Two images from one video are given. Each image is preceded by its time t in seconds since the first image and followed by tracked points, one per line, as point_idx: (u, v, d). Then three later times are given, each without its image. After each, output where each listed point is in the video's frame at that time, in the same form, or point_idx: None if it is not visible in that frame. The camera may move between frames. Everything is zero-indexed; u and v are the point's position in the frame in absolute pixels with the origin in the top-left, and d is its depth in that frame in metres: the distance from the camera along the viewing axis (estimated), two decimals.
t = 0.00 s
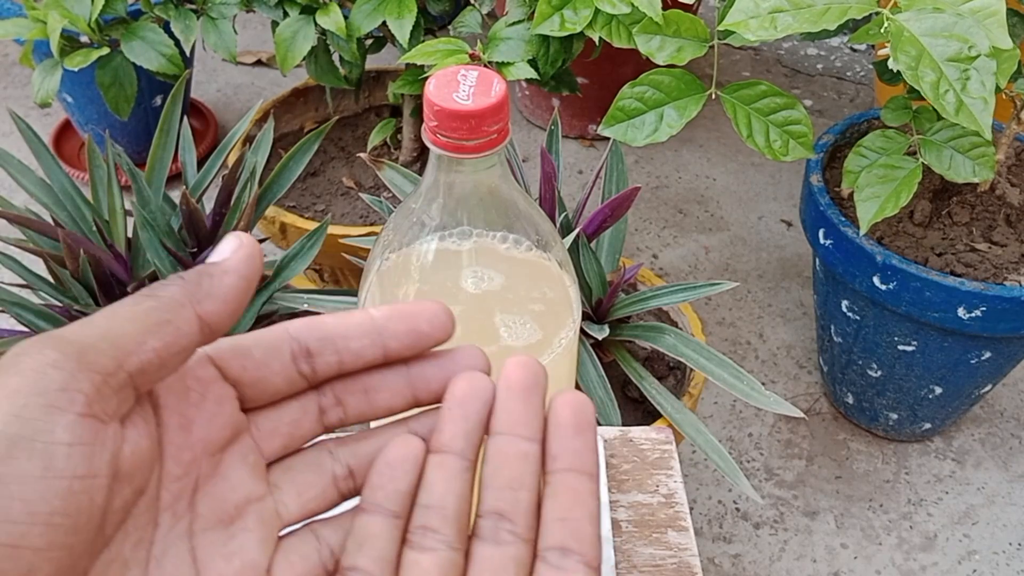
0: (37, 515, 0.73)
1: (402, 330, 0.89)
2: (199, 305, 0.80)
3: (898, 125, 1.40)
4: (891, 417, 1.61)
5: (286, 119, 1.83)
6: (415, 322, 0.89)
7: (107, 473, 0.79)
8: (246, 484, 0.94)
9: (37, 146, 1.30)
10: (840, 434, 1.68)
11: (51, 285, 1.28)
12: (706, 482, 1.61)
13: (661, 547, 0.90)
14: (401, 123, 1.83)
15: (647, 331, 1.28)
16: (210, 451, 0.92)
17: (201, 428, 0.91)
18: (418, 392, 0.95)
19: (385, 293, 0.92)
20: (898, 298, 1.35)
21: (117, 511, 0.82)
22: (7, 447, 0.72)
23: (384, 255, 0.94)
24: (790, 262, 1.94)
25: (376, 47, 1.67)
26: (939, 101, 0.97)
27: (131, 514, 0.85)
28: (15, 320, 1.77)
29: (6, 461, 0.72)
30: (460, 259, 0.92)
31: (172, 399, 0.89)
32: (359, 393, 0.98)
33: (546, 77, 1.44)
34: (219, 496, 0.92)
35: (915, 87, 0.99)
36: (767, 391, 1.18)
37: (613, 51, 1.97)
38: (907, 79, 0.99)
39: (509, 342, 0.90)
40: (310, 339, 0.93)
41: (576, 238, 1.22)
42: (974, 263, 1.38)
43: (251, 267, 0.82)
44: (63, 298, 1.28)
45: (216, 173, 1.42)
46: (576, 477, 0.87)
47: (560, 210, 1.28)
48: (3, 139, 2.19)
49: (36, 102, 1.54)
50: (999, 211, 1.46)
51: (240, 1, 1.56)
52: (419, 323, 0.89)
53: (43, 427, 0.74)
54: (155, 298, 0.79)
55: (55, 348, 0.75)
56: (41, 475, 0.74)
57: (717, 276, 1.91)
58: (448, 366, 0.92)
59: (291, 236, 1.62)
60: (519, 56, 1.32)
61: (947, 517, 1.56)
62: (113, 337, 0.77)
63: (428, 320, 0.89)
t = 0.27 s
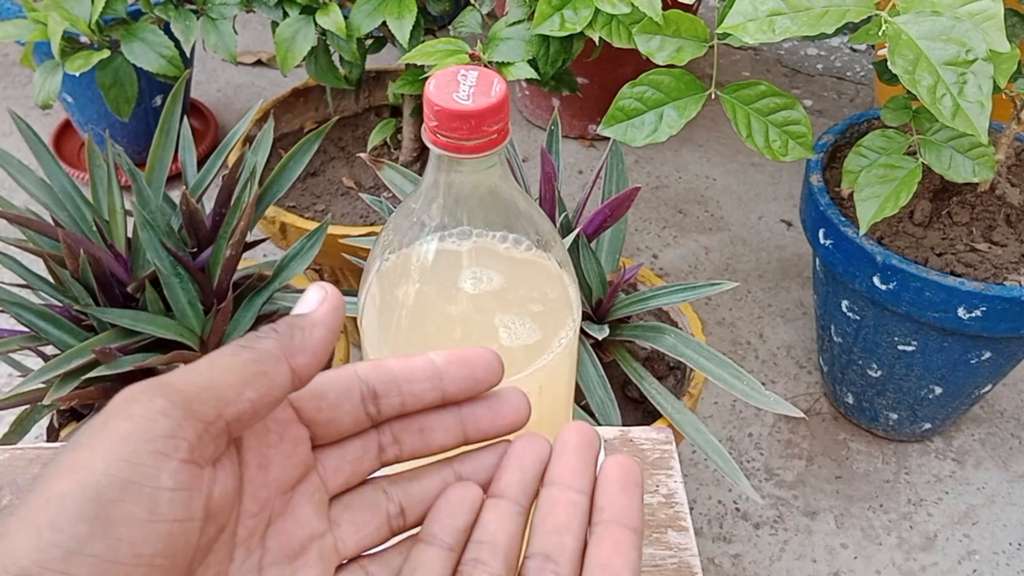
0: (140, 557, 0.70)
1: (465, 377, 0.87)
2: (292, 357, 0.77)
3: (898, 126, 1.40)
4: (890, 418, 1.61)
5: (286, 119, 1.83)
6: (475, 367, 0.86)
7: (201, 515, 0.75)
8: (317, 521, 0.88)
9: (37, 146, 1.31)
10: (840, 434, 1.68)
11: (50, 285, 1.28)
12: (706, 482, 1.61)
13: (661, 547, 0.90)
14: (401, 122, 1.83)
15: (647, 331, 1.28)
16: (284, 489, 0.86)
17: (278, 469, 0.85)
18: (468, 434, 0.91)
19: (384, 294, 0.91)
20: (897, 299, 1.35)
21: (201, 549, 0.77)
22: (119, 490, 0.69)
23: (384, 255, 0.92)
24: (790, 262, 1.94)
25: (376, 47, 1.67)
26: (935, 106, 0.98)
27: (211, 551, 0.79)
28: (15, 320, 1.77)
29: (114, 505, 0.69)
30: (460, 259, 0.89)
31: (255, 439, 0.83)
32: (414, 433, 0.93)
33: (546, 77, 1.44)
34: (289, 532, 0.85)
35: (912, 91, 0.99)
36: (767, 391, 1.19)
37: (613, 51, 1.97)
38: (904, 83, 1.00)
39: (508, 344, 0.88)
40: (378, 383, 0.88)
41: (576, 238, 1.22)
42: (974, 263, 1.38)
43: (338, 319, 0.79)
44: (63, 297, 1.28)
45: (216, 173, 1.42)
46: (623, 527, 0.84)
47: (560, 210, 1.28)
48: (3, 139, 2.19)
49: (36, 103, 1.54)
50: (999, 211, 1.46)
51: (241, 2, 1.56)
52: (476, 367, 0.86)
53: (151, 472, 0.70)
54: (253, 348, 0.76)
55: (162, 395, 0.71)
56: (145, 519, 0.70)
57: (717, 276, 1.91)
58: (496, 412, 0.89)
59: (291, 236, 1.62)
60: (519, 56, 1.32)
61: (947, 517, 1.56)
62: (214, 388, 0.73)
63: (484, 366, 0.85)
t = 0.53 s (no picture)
0: None
1: (493, 438, 0.84)
2: (345, 412, 0.73)
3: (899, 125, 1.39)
4: (891, 417, 1.61)
5: (286, 120, 1.83)
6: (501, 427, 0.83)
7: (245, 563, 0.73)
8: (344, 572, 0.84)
9: (37, 146, 1.31)
10: (839, 434, 1.68)
11: (51, 285, 1.27)
12: (706, 482, 1.61)
13: (661, 547, 0.90)
14: (401, 123, 1.83)
15: (647, 331, 1.28)
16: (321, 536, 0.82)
17: (319, 517, 0.82)
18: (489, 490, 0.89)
19: (379, 295, 0.85)
20: (898, 298, 1.35)
21: None
22: (175, 533, 0.68)
23: (381, 256, 0.87)
24: (790, 262, 1.94)
25: (375, 47, 1.67)
26: (937, 101, 0.98)
27: None
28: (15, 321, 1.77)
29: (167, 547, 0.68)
30: (459, 258, 0.84)
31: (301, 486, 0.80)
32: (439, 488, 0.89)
33: (546, 77, 1.44)
34: None
35: (913, 87, 0.99)
36: (767, 391, 1.18)
37: (613, 51, 1.97)
38: (905, 79, 0.99)
39: (509, 347, 0.81)
40: (415, 439, 0.85)
41: (576, 238, 1.22)
42: (974, 263, 1.38)
43: (385, 368, 0.75)
44: (63, 297, 1.27)
45: (216, 173, 1.42)
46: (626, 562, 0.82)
47: (560, 210, 1.28)
48: (3, 139, 2.19)
49: (36, 102, 1.54)
50: (999, 211, 1.46)
51: (240, 2, 1.56)
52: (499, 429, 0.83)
53: (204, 519, 0.69)
54: (306, 402, 0.72)
55: (221, 445, 0.69)
56: (196, 563, 0.70)
57: (717, 276, 1.91)
58: (519, 469, 0.87)
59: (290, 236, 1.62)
60: (519, 56, 1.32)
61: (947, 517, 1.56)
62: (269, 440, 0.70)
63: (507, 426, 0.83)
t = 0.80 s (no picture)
0: None
1: (502, 398, 0.78)
2: (337, 424, 0.63)
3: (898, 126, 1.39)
4: (890, 418, 1.61)
5: (286, 119, 1.83)
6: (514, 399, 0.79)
7: None
8: (343, 562, 0.79)
9: (37, 146, 1.31)
10: (840, 434, 1.68)
11: (50, 285, 1.27)
12: (706, 482, 1.61)
13: (661, 547, 0.90)
14: (401, 122, 1.83)
15: (647, 331, 1.28)
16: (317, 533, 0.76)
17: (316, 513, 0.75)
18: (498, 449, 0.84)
19: (379, 296, 0.84)
20: (898, 298, 1.35)
21: None
22: None
23: (383, 257, 0.87)
24: (790, 262, 1.94)
25: (375, 47, 1.66)
26: (935, 105, 0.98)
27: None
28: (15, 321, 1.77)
29: None
30: (460, 259, 0.84)
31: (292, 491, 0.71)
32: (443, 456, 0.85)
33: (546, 77, 1.44)
34: None
35: (911, 91, 0.99)
36: (767, 391, 1.18)
37: (613, 51, 1.97)
38: (904, 83, 1.00)
39: (509, 345, 0.81)
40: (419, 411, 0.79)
41: (576, 238, 1.22)
42: (974, 263, 1.38)
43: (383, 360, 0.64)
44: (63, 298, 1.27)
45: (216, 173, 1.42)
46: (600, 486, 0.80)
47: (560, 210, 1.28)
48: (3, 139, 2.19)
49: (36, 102, 1.53)
50: (999, 211, 1.46)
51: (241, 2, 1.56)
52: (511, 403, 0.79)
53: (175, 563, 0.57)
54: (293, 415, 0.62)
55: (194, 476, 0.59)
56: None
57: (717, 276, 1.91)
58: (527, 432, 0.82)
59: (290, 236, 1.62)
60: (519, 57, 1.32)
61: (947, 517, 1.56)
62: (252, 466, 0.60)
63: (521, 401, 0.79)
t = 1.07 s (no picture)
0: None
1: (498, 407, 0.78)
2: (383, 466, 0.67)
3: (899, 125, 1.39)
4: (891, 418, 1.61)
5: (286, 119, 1.83)
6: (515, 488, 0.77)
7: None
8: None
9: (37, 146, 1.31)
10: (840, 434, 1.68)
11: (50, 285, 1.27)
12: (706, 482, 1.61)
13: (661, 547, 0.90)
14: (401, 123, 1.83)
15: (647, 331, 1.28)
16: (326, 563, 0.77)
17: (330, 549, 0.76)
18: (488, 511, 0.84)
19: (378, 295, 0.83)
20: (898, 298, 1.35)
21: None
22: None
23: (381, 255, 0.86)
24: (790, 262, 1.94)
25: (375, 47, 1.66)
26: (937, 104, 0.98)
27: None
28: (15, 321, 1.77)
29: None
30: (460, 258, 0.83)
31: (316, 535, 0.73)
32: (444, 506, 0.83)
33: (546, 77, 1.44)
34: None
35: (913, 90, 0.99)
36: (767, 391, 1.18)
37: (613, 51, 1.97)
38: (905, 82, 0.99)
39: (510, 346, 0.79)
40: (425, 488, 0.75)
41: (576, 238, 1.22)
42: (974, 263, 1.38)
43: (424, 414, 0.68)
44: (63, 297, 1.27)
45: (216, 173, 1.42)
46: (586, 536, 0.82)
47: (560, 210, 1.28)
48: (3, 139, 2.19)
49: (35, 101, 1.53)
50: (999, 211, 1.46)
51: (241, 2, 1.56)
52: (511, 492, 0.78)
53: None
54: (345, 459, 0.66)
55: (258, 516, 0.63)
56: None
57: (717, 276, 1.91)
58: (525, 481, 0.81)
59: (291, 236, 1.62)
60: (519, 57, 1.32)
61: (947, 517, 1.56)
62: (308, 507, 0.63)
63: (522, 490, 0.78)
